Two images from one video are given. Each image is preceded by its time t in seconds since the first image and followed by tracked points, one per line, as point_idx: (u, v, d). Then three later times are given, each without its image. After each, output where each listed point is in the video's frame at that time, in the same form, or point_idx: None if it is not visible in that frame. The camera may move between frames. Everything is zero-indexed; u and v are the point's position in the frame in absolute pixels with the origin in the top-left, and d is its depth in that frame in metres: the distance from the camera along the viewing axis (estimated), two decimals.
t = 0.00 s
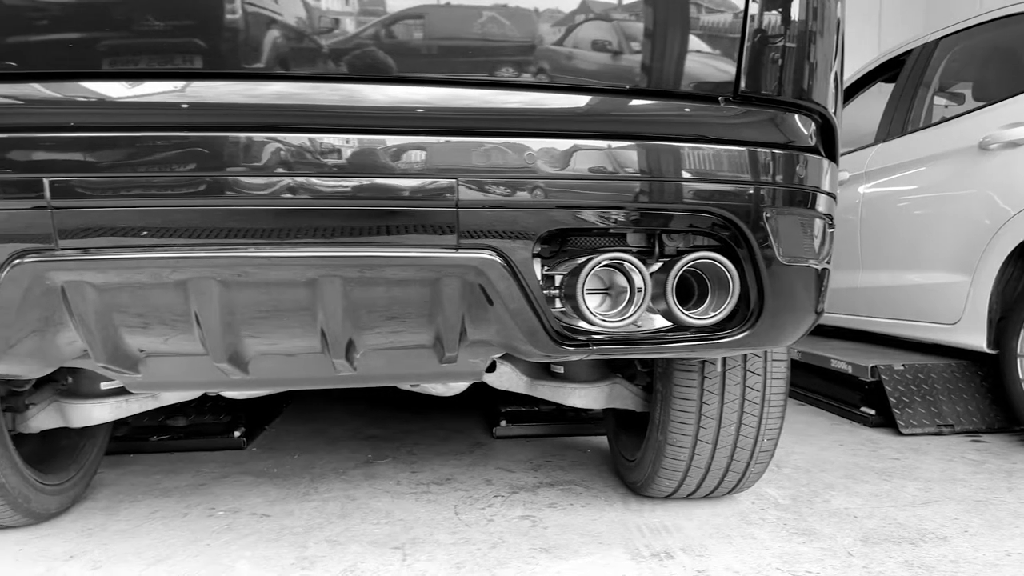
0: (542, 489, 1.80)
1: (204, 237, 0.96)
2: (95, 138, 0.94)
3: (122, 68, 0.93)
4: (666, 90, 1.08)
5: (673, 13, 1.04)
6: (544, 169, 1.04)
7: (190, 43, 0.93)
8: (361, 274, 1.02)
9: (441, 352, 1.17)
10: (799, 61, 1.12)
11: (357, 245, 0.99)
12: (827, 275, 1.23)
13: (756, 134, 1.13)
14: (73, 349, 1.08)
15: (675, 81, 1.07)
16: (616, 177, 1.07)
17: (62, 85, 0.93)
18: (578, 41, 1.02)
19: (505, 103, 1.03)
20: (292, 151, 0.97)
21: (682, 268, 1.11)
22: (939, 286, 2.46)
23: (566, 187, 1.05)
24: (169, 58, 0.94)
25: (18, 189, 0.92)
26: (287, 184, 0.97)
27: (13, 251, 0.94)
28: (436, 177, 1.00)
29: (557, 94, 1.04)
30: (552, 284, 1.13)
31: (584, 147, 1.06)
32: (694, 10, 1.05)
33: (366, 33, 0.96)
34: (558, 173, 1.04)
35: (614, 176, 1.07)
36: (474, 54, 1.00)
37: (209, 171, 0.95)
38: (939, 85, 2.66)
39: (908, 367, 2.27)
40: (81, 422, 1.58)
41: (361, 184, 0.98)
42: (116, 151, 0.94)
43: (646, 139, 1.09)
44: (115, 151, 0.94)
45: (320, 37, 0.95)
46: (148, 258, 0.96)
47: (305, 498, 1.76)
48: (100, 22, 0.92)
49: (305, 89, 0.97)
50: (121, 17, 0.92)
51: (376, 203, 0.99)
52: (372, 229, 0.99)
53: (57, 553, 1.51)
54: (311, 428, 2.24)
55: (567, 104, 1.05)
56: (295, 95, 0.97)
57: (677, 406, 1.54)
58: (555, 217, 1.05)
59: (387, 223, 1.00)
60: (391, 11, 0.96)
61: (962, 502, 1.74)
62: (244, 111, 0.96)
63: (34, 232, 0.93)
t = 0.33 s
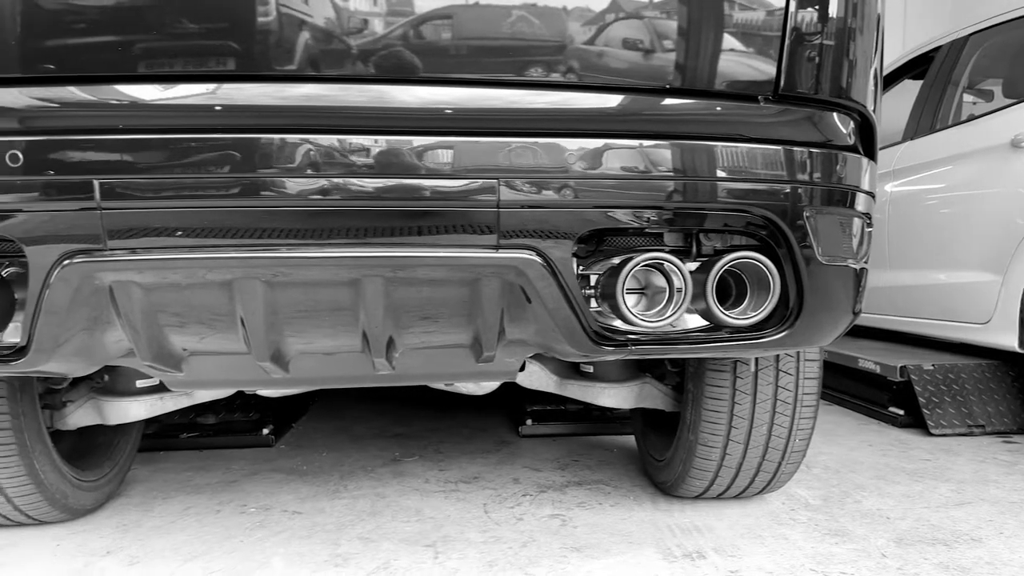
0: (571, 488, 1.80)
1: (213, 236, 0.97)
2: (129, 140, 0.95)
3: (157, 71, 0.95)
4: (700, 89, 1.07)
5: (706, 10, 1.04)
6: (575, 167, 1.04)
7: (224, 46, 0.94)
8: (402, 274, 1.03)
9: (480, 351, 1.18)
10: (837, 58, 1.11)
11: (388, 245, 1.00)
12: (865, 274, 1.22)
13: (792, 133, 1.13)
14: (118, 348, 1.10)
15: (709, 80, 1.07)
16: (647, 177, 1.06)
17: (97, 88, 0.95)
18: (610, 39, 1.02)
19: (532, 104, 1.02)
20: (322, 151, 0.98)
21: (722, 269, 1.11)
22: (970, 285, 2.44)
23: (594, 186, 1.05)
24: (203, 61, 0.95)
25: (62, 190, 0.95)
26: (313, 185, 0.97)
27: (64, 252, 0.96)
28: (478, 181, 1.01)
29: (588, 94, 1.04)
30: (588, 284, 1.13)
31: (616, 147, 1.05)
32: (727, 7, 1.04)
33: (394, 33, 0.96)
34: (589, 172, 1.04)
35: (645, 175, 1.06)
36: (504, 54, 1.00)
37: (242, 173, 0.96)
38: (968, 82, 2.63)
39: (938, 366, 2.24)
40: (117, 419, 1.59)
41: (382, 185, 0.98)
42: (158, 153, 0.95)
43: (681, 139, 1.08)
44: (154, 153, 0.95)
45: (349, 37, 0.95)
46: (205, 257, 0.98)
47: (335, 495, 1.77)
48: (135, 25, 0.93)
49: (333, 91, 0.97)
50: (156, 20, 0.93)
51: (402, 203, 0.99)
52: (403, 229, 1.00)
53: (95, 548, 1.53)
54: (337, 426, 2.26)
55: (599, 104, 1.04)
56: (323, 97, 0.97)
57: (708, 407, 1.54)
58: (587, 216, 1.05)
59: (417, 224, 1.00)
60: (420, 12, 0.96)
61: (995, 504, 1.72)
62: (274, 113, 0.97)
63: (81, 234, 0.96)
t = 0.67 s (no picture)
0: (599, 487, 1.79)
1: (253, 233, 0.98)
2: (156, 138, 0.96)
3: (191, 70, 0.96)
4: (736, 85, 1.07)
5: (742, 5, 1.03)
6: (603, 163, 1.03)
7: (257, 45, 0.95)
8: (444, 271, 1.04)
9: (518, 349, 1.18)
10: (877, 53, 1.10)
11: (419, 244, 1.00)
12: (905, 271, 1.20)
13: (830, 129, 1.11)
14: (158, 345, 1.11)
15: (744, 75, 1.06)
16: (679, 173, 1.06)
17: (130, 87, 0.96)
18: (641, 35, 1.01)
19: (558, 100, 1.02)
20: (350, 149, 0.98)
21: (762, 266, 1.09)
22: (1000, 283, 2.40)
23: (616, 181, 1.04)
24: (235, 61, 0.95)
25: (100, 189, 0.96)
26: (336, 184, 0.97)
27: (110, 249, 0.97)
28: (522, 175, 1.01)
29: (616, 90, 1.03)
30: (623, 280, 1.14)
31: (646, 143, 1.05)
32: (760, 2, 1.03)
33: (423, 31, 0.96)
34: (618, 168, 1.04)
35: (677, 172, 1.06)
36: (533, 51, 0.99)
37: (276, 171, 0.97)
38: (997, 79, 2.59)
39: (968, 366, 2.22)
40: (151, 415, 1.59)
41: (401, 181, 0.98)
42: (196, 151, 0.96)
43: (716, 135, 1.07)
44: (190, 152, 0.96)
45: (377, 36, 0.96)
46: (247, 255, 0.98)
47: (364, 492, 1.78)
48: (170, 26, 0.94)
49: (360, 89, 0.98)
50: (189, 20, 0.93)
51: (429, 203, 0.99)
52: (433, 228, 1.00)
53: (130, 543, 1.55)
54: (362, 423, 2.27)
55: (631, 100, 1.04)
56: (349, 95, 0.98)
57: (740, 405, 1.53)
58: (619, 214, 1.05)
59: (450, 222, 1.00)
60: (447, 10, 0.96)
61: None
62: (305, 111, 0.97)
63: (122, 232, 0.97)
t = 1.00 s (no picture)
0: (629, 485, 1.79)
1: (305, 231, 1.00)
2: (200, 137, 0.98)
3: (226, 69, 0.97)
4: (774, 79, 1.06)
5: None
6: (633, 158, 1.02)
7: (290, 43, 0.96)
8: (488, 268, 1.04)
9: (559, 347, 1.17)
10: (921, 47, 1.08)
11: (454, 241, 1.01)
12: (949, 268, 1.18)
13: (870, 124, 1.10)
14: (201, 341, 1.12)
15: (782, 71, 1.05)
16: (714, 168, 1.05)
17: (162, 86, 0.98)
18: (675, 31, 1.00)
19: (589, 96, 1.01)
20: (382, 147, 0.98)
21: (809, 263, 1.07)
22: None
23: (643, 177, 1.03)
24: (270, 59, 0.96)
25: (142, 188, 0.98)
26: (375, 181, 0.98)
27: (157, 247, 0.99)
28: (563, 172, 1.01)
29: (648, 86, 1.03)
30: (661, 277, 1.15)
31: (680, 139, 1.04)
32: None
33: (452, 28, 0.96)
34: (649, 164, 1.03)
35: (713, 167, 1.05)
36: (565, 47, 0.99)
37: (310, 170, 0.98)
38: None
39: (1002, 364, 2.18)
40: (187, 411, 1.62)
41: (433, 178, 0.99)
42: (233, 150, 0.98)
43: (753, 130, 1.06)
44: (226, 152, 0.98)
45: (405, 33, 0.96)
46: (293, 253, 1.00)
47: (394, 488, 1.79)
48: (204, 25, 0.95)
49: (387, 86, 0.98)
50: (224, 19, 0.95)
51: (467, 199, 0.99)
52: (466, 225, 1.01)
53: (166, 537, 1.57)
54: (389, 420, 2.28)
55: (666, 96, 1.03)
56: (377, 92, 0.98)
57: (775, 403, 1.52)
58: (653, 209, 1.04)
59: (482, 219, 1.01)
60: (476, 6, 0.96)
61: None
62: (337, 108, 0.98)
63: (163, 230, 0.99)
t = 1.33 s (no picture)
0: (656, 483, 1.78)
1: (317, 229, 1.00)
2: (240, 137, 0.99)
3: (258, 69, 0.98)
4: (807, 76, 1.05)
5: None
6: (662, 156, 1.02)
7: (321, 43, 0.97)
8: (526, 267, 1.04)
9: (595, 346, 1.17)
10: (960, 43, 1.07)
11: (485, 239, 1.01)
12: (990, 267, 1.17)
13: (909, 120, 1.08)
14: (239, 338, 1.14)
15: (817, 67, 1.04)
16: (746, 165, 1.04)
17: (190, 86, 1.00)
18: (706, 27, 0.99)
19: (613, 95, 1.01)
20: (410, 146, 0.99)
21: (849, 261, 1.06)
22: None
23: (670, 175, 1.02)
24: (300, 59, 0.97)
25: (178, 188, 1.00)
26: (405, 179, 0.98)
27: (198, 246, 1.01)
28: (602, 170, 1.01)
29: (676, 83, 1.02)
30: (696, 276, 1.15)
31: (712, 137, 1.03)
32: None
33: (479, 26, 0.96)
34: (680, 162, 1.02)
35: (745, 164, 1.04)
36: (593, 44, 0.98)
37: (339, 169, 0.98)
38: None
39: None
40: (218, 407, 1.63)
41: (457, 177, 0.99)
42: (265, 149, 0.99)
43: (786, 127, 1.06)
44: (258, 152, 0.99)
45: (433, 31, 0.96)
46: (331, 251, 1.01)
47: (421, 485, 1.80)
48: (237, 25, 0.97)
49: (411, 85, 0.98)
50: (255, 20, 0.96)
51: (500, 198, 1.00)
52: (494, 224, 1.01)
53: (198, 532, 1.58)
54: (413, 417, 2.29)
55: (698, 94, 1.02)
56: (402, 91, 0.99)
57: (806, 402, 1.51)
58: (685, 207, 1.03)
59: (509, 217, 1.00)
60: (503, 4, 0.96)
61: None
62: (363, 107, 0.99)
63: (198, 228, 1.01)
